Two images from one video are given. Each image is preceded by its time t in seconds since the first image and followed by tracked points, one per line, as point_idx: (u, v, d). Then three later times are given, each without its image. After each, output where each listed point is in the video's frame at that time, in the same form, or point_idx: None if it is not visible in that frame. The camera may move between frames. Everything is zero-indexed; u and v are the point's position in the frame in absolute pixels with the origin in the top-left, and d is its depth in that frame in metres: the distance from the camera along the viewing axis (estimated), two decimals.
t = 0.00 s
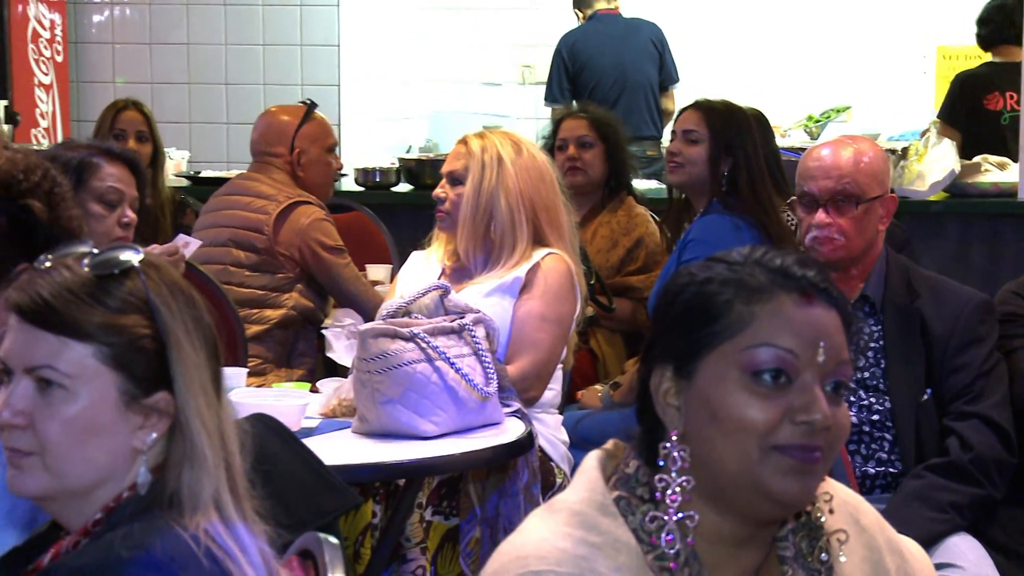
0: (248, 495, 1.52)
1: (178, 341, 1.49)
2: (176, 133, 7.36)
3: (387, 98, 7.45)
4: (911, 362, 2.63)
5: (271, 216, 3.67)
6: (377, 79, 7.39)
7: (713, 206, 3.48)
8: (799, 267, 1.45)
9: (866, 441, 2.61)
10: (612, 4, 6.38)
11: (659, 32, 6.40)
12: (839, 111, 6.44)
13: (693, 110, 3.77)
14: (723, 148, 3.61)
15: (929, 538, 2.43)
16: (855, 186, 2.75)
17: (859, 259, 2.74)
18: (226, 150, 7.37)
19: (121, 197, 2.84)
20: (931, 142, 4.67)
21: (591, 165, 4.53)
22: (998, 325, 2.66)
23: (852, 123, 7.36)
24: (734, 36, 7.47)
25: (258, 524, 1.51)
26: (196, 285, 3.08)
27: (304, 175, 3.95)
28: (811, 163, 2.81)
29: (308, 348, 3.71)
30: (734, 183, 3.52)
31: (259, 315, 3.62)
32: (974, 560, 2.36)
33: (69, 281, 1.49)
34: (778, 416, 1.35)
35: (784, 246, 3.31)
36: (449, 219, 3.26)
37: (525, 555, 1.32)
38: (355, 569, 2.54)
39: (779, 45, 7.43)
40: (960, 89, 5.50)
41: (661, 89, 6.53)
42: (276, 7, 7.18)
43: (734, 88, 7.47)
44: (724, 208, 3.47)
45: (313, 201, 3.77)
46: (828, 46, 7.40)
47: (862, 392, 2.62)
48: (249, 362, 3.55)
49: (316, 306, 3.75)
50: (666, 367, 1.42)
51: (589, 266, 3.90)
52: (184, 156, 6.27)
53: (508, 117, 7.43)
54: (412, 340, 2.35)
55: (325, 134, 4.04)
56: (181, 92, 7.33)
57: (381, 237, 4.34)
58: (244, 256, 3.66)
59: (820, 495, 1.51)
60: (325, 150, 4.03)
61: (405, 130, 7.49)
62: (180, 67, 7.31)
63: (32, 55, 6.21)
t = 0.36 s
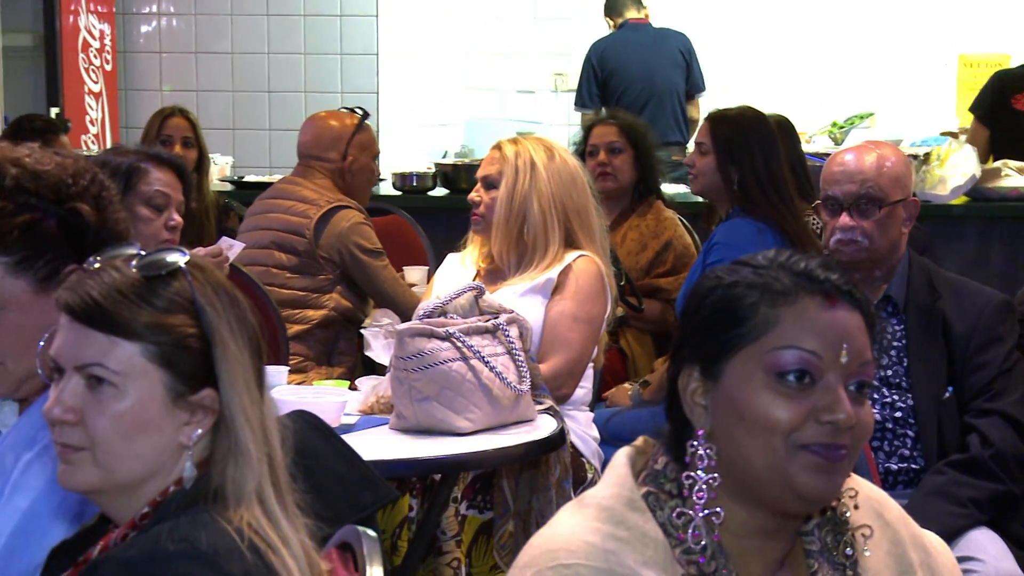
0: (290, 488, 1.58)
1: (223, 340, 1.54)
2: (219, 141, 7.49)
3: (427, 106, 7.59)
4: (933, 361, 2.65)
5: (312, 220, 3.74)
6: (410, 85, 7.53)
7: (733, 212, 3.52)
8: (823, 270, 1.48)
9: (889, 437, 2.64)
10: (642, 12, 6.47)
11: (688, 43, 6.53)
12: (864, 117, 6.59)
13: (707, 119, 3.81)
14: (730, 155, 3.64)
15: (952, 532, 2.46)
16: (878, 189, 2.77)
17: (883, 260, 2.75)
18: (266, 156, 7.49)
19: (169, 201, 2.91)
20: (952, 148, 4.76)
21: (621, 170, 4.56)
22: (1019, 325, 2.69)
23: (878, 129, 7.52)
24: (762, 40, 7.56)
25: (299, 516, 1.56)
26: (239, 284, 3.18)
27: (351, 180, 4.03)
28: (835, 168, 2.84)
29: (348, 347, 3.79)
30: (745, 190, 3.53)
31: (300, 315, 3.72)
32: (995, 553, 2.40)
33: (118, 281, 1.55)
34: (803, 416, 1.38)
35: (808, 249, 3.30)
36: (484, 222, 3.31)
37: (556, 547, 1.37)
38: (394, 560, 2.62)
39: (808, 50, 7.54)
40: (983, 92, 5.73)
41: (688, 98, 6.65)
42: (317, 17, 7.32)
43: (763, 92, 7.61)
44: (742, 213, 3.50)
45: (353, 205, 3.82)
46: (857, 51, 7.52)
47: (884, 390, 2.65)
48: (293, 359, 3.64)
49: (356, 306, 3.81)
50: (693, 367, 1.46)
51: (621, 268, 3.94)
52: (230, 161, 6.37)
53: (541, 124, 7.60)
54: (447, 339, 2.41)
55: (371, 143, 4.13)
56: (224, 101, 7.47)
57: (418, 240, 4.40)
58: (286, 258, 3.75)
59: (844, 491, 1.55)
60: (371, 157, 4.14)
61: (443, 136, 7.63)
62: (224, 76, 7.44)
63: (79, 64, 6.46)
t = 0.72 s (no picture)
0: (324, 483, 1.62)
1: (259, 337, 1.59)
2: (255, 143, 7.56)
3: (460, 109, 7.70)
4: (954, 361, 2.68)
5: (347, 221, 3.79)
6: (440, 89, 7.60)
7: (757, 213, 3.57)
8: (844, 270, 1.51)
9: (911, 435, 2.68)
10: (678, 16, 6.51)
11: (715, 49, 6.53)
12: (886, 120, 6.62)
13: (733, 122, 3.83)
14: (754, 158, 3.65)
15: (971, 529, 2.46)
16: (902, 192, 2.79)
17: (906, 264, 2.77)
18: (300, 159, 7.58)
19: (207, 203, 2.97)
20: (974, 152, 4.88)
21: (648, 171, 4.58)
22: None
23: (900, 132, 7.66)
24: (792, 43, 7.73)
25: (332, 511, 1.60)
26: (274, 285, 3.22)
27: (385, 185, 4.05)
28: (859, 171, 2.87)
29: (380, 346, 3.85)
30: (769, 191, 3.56)
31: (334, 314, 3.76)
32: (1016, 550, 2.39)
33: (157, 281, 1.59)
34: (826, 416, 1.41)
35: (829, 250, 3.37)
36: (513, 223, 3.35)
37: (584, 540, 1.41)
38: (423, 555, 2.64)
39: (833, 54, 7.70)
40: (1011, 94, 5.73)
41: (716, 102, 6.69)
42: (352, 23, 7.39)
43: (789, 96, 7.76)
44: (768, 214, 3.55)
45: (386, 207, 3.87)
46: (881, 54, 7.68)
47: (906, 388, 2.68)
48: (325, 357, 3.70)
49: (389, 305, 3.86)
50: (718, 367, 1.49)
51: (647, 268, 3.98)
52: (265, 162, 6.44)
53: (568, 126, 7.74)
54: (477, 338, 2.45)
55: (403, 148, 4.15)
56: (260, 105, 7.54)
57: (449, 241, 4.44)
58: (320, 258, 3.80)
59: (868, 487, 1.58)
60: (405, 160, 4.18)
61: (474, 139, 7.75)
62: (260, 80, 7.51)
63: (119, 69, 6.56)
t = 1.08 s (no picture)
0: (356, 477, 1.68)
1: (294, 335, 1.66)
2: (289, 147, 7.69)
3: (487, 115, 7.81)
4: (967, 360, 2.75)
5: (375, 225, 3.85)
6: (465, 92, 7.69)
7: (776, 217, 3.60)
8: (863, 271, 1.55)
9: (924, 431, 2.74)
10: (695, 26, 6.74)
11: (737, 57, 6.74)
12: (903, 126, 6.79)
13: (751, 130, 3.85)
14: (771, 162, 3.68)
15: (982, 522, 2.53)
16: (914, 196, 2.86)
17: (918, 265, 2.84)
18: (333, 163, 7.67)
19: (244, 207, 3.04)
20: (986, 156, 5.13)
21: (669, 176, 4.63)
22: None
23: (912, 137, 7.71)
24: (807, 53, 7.79)
25: (363, 503, 1.67)
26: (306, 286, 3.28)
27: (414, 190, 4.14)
28: (873, 175, 2.93)
29: (408, 344, 3.93)
30: (787, 197, 3.60)
31: (364, 314, 3.85)
32: None
33: (196, 281, 1.65)
34: (844, 412, 1.46)
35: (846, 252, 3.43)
36: (538, 225, 3.40)
37: (609, 533, 1.46)
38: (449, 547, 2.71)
39: (852, 61, 7.75)
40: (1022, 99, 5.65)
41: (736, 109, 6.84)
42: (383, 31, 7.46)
43: (806, 103, 7.85)
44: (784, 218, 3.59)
45: (415, 210, 3.93)
46: (898, 60, 7.72)
47: (919, 387, 2.75)
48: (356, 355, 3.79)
49: (416, 306, 3.91)
50: (739, 366, 1.54)
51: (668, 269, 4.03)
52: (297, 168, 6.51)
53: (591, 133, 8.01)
54: (503, 337, 2.50)
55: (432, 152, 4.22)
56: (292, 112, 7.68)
57: (476, 245, 4.52)
58: (351, 260, 3.88)
59: (883, 482, 1.62)
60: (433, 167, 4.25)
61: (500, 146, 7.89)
62: (295, 89, 7.63)
63: (157, 77, 6.78)
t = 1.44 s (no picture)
0: (384, 470, 1.75)
1: (326, 332, 1.73)
2: (320, 152, 8.03)
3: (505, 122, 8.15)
4: (975, 358, 2.79)
5: (403, 227, 3.92)
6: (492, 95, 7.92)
7: (789, 220, 3.65)
8: (868, 270, 1.61)
9: (933, 427, 2.80)
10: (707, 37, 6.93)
11: (749, 64, 6.93)
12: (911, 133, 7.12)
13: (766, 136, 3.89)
14: (785, 168, 3.74)
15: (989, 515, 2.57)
16: (924, 200, 2.91)
17: (926, 266, 2.90)
18: (364, 168, 8.05)
19: (276, 210, 3.12)
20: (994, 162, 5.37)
21: (687, 180, 4.69)
22: None
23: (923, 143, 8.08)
24: (823, 61, 8.12)
25: (392, 496, 1.73)
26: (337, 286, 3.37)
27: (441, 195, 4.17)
28: (884, 180, 2.99)
29: (434, 342, 4.00)
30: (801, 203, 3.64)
31: (391, 314, 3.90)
32: None
33: (232, 281, 1.72)
34: (853, 408, 1.50)
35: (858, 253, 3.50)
36: (560, 228, 3.47)
37: (625, 527, 1.52)
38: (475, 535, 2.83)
39: (859, 65, 8.07)
40: None
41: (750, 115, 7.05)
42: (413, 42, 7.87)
43: (818, 108, 8.17)
44: (799, 220, 3.62)
45: (441, 214, 4.01)
46: (899, 61, 8.06)
47: (927, 384, 2.80)
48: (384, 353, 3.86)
49: (442, 306, 3.98)
50: (750, 364, 1.59)
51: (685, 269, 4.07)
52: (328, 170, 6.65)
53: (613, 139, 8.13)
54: (527, 335, 2.57)
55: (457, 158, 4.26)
56: (325, 119, 8.00)
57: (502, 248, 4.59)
58: (379, 261, 3.95)
59: (891, 476, 1.68)
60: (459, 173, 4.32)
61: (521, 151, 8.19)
62: (325, 95, 7.98)
63: (195, 85, 7.21)
